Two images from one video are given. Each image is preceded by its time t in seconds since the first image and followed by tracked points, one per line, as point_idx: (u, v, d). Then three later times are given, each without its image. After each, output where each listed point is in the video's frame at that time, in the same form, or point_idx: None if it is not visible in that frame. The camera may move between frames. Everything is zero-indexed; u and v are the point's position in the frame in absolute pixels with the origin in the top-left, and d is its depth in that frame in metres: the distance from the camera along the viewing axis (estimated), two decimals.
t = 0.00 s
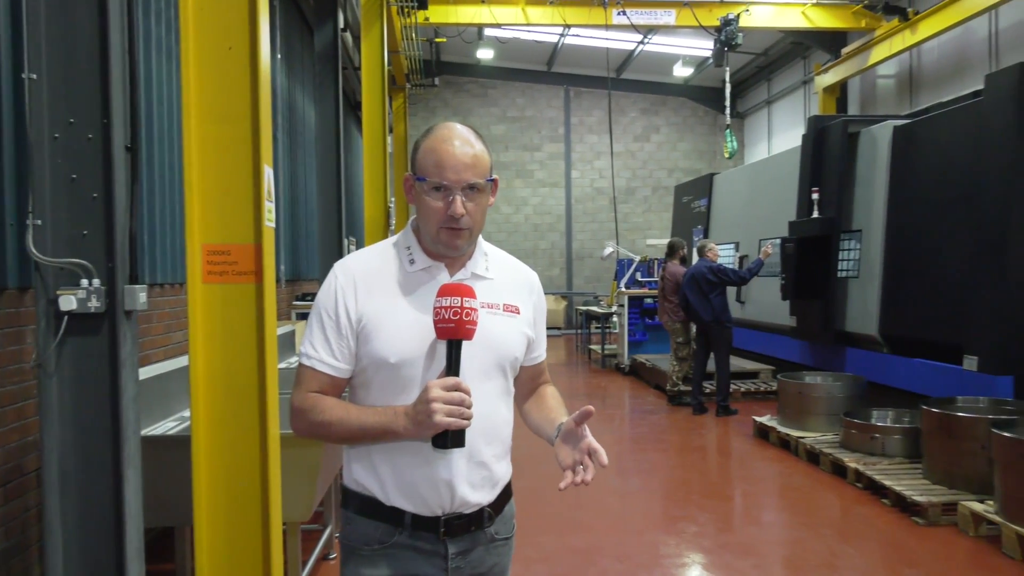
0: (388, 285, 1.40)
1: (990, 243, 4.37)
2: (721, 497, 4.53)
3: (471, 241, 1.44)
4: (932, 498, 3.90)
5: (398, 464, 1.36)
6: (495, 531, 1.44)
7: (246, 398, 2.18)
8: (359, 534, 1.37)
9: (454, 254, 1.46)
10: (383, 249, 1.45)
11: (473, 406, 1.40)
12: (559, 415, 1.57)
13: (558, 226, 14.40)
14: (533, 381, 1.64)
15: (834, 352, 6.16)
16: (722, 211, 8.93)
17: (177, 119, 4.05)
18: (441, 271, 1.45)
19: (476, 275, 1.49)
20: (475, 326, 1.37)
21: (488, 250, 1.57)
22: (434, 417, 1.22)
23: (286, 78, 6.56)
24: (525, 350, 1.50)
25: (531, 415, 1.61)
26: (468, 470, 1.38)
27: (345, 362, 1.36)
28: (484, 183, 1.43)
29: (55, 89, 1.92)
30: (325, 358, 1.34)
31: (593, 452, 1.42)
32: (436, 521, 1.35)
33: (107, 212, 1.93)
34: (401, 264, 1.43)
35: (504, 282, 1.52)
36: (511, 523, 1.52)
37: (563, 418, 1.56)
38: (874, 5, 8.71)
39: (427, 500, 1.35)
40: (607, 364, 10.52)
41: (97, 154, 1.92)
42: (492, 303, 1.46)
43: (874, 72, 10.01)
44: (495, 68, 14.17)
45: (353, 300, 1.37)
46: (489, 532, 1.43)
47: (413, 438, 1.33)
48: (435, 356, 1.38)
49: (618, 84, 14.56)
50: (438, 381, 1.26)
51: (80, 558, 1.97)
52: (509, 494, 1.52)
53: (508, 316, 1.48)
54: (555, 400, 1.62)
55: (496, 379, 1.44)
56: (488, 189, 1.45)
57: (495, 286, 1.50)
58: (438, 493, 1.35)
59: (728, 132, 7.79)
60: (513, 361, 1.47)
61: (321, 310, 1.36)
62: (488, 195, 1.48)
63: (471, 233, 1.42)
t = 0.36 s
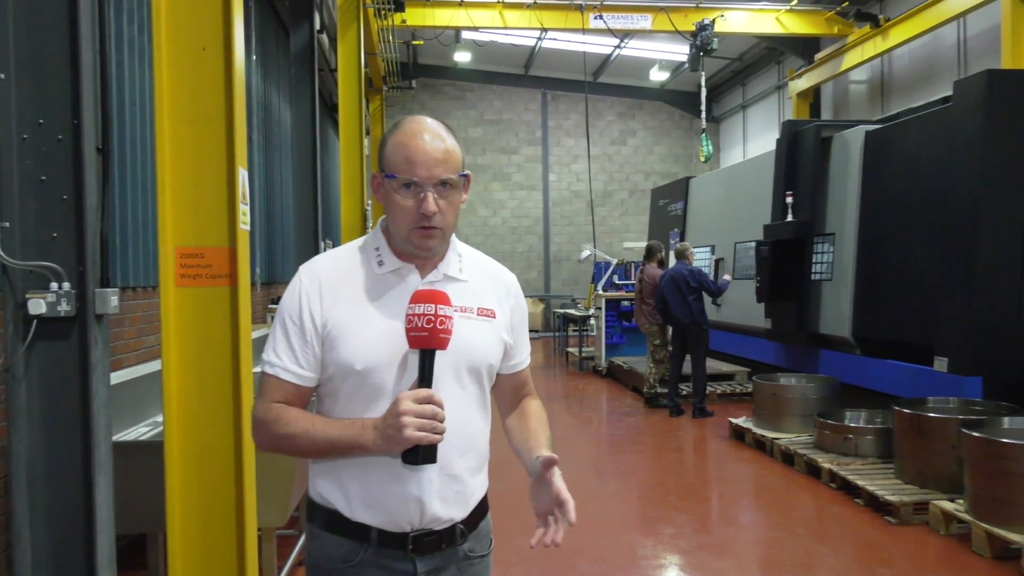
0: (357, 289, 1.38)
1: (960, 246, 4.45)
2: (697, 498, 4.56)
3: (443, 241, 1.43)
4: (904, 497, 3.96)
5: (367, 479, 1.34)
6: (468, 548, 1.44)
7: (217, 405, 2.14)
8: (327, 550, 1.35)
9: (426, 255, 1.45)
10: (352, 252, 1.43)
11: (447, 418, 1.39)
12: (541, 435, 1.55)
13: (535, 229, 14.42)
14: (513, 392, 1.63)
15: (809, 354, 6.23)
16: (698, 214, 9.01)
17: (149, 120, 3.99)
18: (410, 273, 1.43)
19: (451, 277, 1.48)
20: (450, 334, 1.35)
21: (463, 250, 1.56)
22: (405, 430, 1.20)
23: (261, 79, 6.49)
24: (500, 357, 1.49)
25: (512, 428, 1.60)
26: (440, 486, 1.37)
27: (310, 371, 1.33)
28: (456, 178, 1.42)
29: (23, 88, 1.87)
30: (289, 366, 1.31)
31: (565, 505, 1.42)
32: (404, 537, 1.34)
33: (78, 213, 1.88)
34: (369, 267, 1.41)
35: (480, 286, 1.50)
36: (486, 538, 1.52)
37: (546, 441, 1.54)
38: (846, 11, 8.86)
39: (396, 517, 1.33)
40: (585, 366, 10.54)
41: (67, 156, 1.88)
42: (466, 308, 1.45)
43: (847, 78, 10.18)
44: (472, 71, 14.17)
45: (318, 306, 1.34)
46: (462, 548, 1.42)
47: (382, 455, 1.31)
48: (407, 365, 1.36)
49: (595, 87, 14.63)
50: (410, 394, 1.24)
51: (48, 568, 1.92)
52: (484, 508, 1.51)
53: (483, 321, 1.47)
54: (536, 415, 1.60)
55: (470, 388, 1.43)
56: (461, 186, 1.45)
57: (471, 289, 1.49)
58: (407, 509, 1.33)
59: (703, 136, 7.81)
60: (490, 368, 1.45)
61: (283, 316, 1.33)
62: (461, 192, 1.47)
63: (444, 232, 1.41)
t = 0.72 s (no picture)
0: (327, 293, 1.36)
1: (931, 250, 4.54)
2: (674, 500, 4.58)
3: (418, 241, 1.41)
4: (878, 498, 4.02)
5: (337, 490, 1.32)
6: (449, 558, 1.41)
7: (190, 412, 2.10)
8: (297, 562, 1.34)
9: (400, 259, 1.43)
10: (323, 255, 1.42)
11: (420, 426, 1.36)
12: (517, 442, 1.51)
13: (514, 232, 14.43)
14: (495, 400, 1.61)
15: (784, 356, 6.30)
16: (675, 218, 9.09)
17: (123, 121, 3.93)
18: (384, 275, 1.42)
19: (426, 280, 1.46)
20: (420, 335, 1.34)
21: (441, 252, 1.55)
22: (372, 437, 1.16)
23: (237, 81, 6.42)
24: (479, 360, 1.47)
25: (492, 435, 1.56)
26: (413, 497, 1.34)
27: (279, 378, 1.31)
28: (428, 175, 1.42)
29: None
30: (258, 373, 1.29)
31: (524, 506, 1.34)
32: (375, 550, 1.31)
33: (48, 215, 1.84)
34: (341, 270, 1.40)
35: (457, 290, 1.49)
36: (473, 548, 1.49)
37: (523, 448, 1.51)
38: (820, 18, 9.01)
39: (365, 529, 1.31)
40: (563, 369, 10.56)
41: (37, 159, 1.84)
42: (441, 311, 1.43)
43: (820, 83, 10.36)
44: (451, 74, 14.18)
45: (288, 311, 1.33)
46: (442, 560, 1.39)
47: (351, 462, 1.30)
48: (376, 369, 1.33)
49: (573, 91, 14.70)
50: (379, 398, 1.21)
51: None
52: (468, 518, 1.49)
53: (460, 324, 1.45)
54: (517, 424, 1.57)
55: (445, 394, 1.40)
56: (433, 182, 1.44)
57: (448, 293, 1.47)
58: (376, 521, 1.30)
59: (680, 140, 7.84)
60: (466, 373, 1.43)
61: (252, 321, 1.32)
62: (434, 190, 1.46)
63: (417, 231, 1.40)
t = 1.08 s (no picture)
0: (335, 293, 1.40)
1: (902, 252, 4.62)
2: (651, 501, 4.60)
3: (422, 242, 1.41)
4: (851, 497, 4.07)
5: (341, 490, 1.34)
6: (454, 565, 1.39)
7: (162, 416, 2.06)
8: (304, 559, 1.36)
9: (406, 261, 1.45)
10: (334, 259, 1.46)
11: (418, 426, 1.36)
12: (519, 450, 1.46)
13: (492, 234, 14.41)
14: (511, 405, 1.56)
15: (760, 357, 6.36)
16: (652, 221, 9.15)
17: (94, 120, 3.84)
18: (389, 277, 1.43)
19: (432, 282, 1.46)
20: (417, 333, 1.32)
21: (450, 255, 1.54)
22: (366, 430, 1.17)
23: (212, 82, 6.34)
24: (486, 363, 1.44)
25: (502, 439, 1.52)
26: (415, 498, 1.33)
27: (290, 376, 1.36)
28: (429, 176, 1.40)
29: None
30: (270, 371, 1.35)
31: (484, 506, 1.25)
32: (379, 551, 1.32)
33: (16, 216, 1.79)
34: (348, 273, 1.43)
35: (464, 291, 1.48)
36: (482, 556, 1.45)
37: (524, 458, 1.45)
38: (794, 24, 9.14)
39: (367, 529, 1.32)
40: (541, 372, 10.57)
41: (4, 159, 1.78)
42: (445, 313, 1.43)
43: (795, 88, 10.51)
44: (428, 76, 14.16)
45: (298, 312, 1.38)
46: (445, 566, 1.37)
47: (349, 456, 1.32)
48: (377, 368, 1.34)
49: (551, 94, 14.74)
50: (375, 393, 1.21)
51: None
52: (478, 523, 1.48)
53: (465, 326, 1.44)
54: (529, 431, 1.51)
55: (450, 395, 1.39)
56: (436, 184, 1.42)
57: (454, 294, 1.46)
58: (378, 520, 1.32)
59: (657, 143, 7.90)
60: (470, 375, 1.41)
61: (269, 321, 1.38)
62: (437, 192, 1.44)
63: (419, 231, 1.40)
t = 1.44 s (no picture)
0: (351, 295, 1.43)
1: (873, 256, 4.70)
2: (628, 503, 4.62)
3: (433, 245, 1.43)
4: (824, 497, 4.12)
5: (365, 484, 1.38)
6: (473, 555, 1.42)
7: (134, 421, 2.02)
8: (333, 549, 1.41)
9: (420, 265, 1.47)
10: (351, 264, 1.49)
11: (432, 424, 1.38)
12: (537, 438, 1.48)
13: (469, 236, 14.37)
14: (529, 396, 1.58)
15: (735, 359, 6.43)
16: (628, 224, 9.22)
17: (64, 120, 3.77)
18: (405, 280, 1.45)
19: (445, 283, 1.47)
20: (428, 334, 1.35)
21: (462, 256, 1.55)
22: (380, 428, 1.19)
23: (185, 81, 6.27)
24: (499, 360, 1.46)
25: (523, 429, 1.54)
26: (435, 490, 1.36)
27: (313, 376, 1.41)
28: (438, 178, 1.43)
29: None
30: (294, 373, 1.40)
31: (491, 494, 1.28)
32: (403, 541, 1.36)
33: None
34: (365, 276, 1.46)
35: (476, 289, 1.49)
36: (498, 547, 1.48)
37: (541, 447, 1.47)
38: (768, 29, 9.27)
39: (392, 520, 1.35)
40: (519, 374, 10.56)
41: None
42: (459, 312, 1.44)
43: (768, 93, 10.66)
44: (405, 78, 14.15)
45: (317, 315, 1.42)
46: (465, 556, 1.40)
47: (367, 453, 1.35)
48: (392, 367, 1.37)
49: (528, 97, 14.77)
50: (389, 393, 1.23)
51: None
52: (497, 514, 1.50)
53: (479, 324, 1.45)
54: (550, 419, 1.53)
55: (465, 392, 1.41)
56: (446, 186, 1.45)
57: (466, 293, 1.47)
58: (401, 511, 1.35)
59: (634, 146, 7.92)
60: (483, 372, 1.42)
61: (291, 326, 1.43)
62: (448, 195, 1.47)
63: (431, 234, 1.42)
